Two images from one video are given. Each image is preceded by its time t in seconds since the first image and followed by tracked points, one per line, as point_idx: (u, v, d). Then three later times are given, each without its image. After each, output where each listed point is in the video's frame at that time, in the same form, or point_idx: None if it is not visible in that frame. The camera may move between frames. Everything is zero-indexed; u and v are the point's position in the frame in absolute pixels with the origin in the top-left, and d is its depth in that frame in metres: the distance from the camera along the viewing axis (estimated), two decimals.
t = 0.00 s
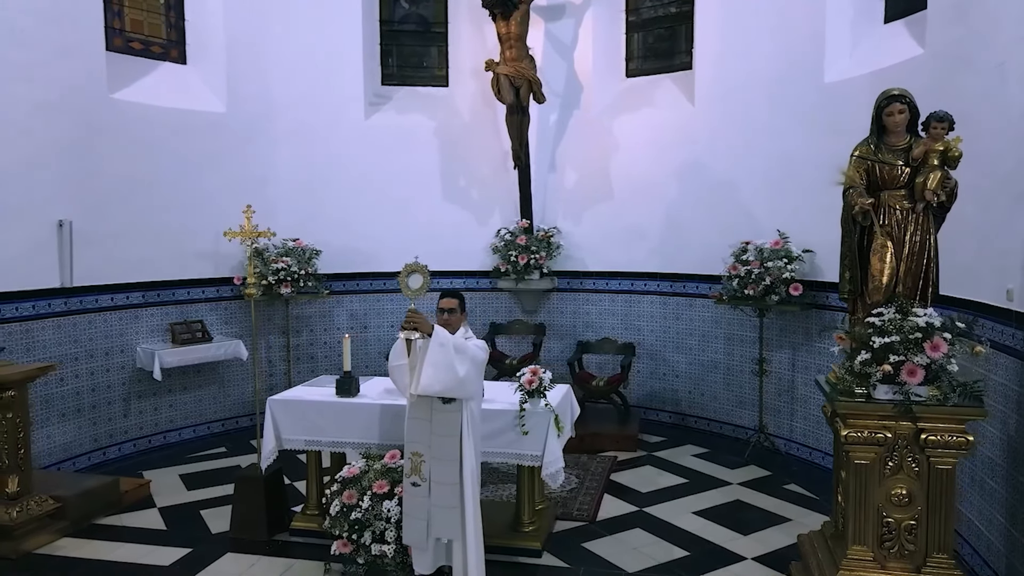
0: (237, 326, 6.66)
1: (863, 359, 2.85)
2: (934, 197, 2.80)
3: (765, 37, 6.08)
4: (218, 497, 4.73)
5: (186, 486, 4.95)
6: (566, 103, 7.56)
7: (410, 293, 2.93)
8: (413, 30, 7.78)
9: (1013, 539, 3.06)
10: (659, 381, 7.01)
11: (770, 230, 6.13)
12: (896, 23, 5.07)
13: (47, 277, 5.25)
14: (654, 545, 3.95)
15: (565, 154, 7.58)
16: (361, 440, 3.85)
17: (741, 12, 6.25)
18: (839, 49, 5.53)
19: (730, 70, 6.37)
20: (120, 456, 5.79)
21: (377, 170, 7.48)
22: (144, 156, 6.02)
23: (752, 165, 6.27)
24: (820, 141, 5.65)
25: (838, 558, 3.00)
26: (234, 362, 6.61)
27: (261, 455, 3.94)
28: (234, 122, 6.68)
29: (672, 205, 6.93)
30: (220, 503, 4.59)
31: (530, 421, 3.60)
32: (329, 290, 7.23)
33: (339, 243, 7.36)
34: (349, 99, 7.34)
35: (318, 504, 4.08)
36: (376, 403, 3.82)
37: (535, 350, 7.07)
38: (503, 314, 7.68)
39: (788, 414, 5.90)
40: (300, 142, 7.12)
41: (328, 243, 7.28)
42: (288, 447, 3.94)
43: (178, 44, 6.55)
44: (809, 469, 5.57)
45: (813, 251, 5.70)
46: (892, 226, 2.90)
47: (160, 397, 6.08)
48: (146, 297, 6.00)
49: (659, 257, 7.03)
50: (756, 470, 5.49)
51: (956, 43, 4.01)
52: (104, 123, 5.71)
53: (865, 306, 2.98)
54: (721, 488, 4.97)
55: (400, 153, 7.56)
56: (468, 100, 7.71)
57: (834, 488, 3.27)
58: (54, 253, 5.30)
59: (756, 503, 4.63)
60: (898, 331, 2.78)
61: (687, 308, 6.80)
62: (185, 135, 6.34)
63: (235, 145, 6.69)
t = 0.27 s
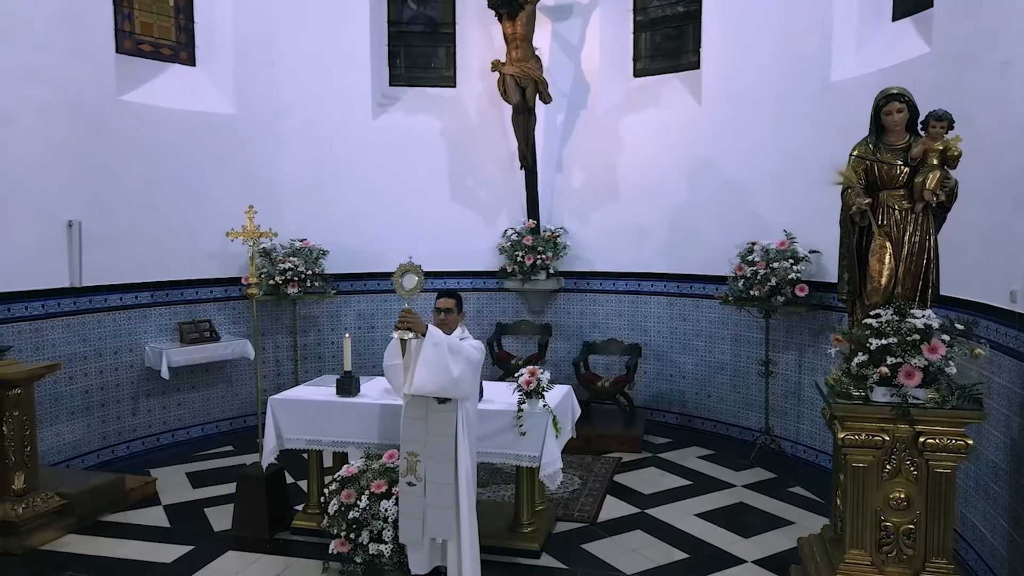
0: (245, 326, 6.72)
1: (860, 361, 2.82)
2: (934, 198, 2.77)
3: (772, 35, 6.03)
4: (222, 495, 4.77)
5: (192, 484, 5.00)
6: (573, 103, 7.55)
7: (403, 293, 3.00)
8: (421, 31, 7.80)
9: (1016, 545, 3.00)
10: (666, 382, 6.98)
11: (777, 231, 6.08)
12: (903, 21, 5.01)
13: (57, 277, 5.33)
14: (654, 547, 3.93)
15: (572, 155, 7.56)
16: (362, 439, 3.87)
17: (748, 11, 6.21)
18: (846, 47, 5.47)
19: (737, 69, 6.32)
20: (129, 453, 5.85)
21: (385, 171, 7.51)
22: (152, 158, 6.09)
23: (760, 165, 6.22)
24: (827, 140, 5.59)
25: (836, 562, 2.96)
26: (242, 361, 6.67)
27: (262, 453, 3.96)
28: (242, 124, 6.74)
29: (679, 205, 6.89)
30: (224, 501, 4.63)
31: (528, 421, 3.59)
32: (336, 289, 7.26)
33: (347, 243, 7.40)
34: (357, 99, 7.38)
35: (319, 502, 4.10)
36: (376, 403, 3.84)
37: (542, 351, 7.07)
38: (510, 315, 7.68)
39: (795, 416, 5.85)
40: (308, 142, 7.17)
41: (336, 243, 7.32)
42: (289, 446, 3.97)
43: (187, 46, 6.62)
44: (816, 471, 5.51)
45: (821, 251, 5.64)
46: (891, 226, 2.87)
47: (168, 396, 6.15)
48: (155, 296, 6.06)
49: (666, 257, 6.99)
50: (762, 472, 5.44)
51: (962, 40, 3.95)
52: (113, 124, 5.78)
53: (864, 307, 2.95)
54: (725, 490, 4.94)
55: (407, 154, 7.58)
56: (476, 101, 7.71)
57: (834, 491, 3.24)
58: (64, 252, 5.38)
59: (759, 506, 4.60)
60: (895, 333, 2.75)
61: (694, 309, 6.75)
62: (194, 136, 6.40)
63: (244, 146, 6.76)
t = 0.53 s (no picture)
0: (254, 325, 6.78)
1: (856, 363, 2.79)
2: (932, 198, 2.73)
3: (780, 34, 5.99)
4: (227, 493, 4.82)
5: (198, 481, 5.06)
6: (581, 103, 7.53)
7: (396, 293, 3.13)
8: (430, 32, 7.83)
9: (1018, 551, 2.95)
10: (673, 383, 6.94)
11: (785, 231, 6.02)
12: (911, 19, 4.94)
13: (68, 276, 5.42)
14: (653, 549, 3.91)
15: (580, 155, 7.54)
16: (361, 439, 3.88)
17: (756, 9, 6.16)
18: (855, 46, 5.42)
19: (745, 68, 6.28)
20: (138, 451, 5.93)
21: (393, 171, 7.54)
22: (162, 159, 6.17)
23: (768, 165, 6.17)
24: (835, 139, 5.54)
25: (832, 566, 2.93)
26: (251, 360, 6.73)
27: (264, 451, 3.99)
28: (251, 125, 6.81)
29: (687, 205, 6.85)
30: (229, 498, 4.67)
31: (525, 422, 3.59)
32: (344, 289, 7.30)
33: (356, 243, 7.44)
34: (365, 100, 7.42)
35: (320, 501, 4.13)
36: (376, 402, 3.86)
37: (548, 351, 7.06)
38: (518, 315, 7.68)
39: (802, 418, 5.79)
40: (317, 143, 7.22)
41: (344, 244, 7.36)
42: (290, 445, 4.00)
43: (197, 48, 6.69)
44: (822, 474, 5.45)
45: (828, 252, 5.58)
46: (888, 227, 2.84)
47: (177, 394, 6.22)
48: (165, 296, 6.14)
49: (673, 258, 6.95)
50: (767, 475, 5.40)
51: (970, 38, 3.90)
52: (124, 125, 5.87)
53: (861, 309, 2.92)
54: (728, 493, 4.90)
55: (415, 155, 7.61)
56: (484, 101, 7.72)
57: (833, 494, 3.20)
58: (74, 252, 5.47)
59: (762, 508, 4.56)
60: (891, 335, 2.71)
61: (701, 310, 6.70)
62: (203, 137, 6.48)
63: (254, 147, 6.83)
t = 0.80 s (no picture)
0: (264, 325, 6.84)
1: (850, 365, 2.76)
2: (931, 197, 2.70)
3: (790, 33, 5.93)
4: (233, 490, 4.87)
5: (205, 479, 5.12)
6: (590, 103, 7.50)
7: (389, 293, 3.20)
8: (440, 33, 7.83)
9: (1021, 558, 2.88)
10: (682, 384, 6.89)
11: (794, 232, 5.96)
12: (921, 16, 4.85)
13: (79, 276, 5.51)
14: (653, 551, 3.89)
15: (589, 155, 7.52)
16: (361, 438, 3.91)
17: (765, 8, 6.10)
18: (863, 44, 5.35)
19: (754, 67, 6.22)
20: (149, 448, 6.02)
21: (402, 172, 7.58)
22: (173, 160, 6.25)
23: (777, 165, 6.10)
24: (845, 139, 5.46)
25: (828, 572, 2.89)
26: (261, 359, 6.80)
27: (266, 450, 4.03)
28: (261, 126, 6.87)
29: (695, 205, 6.80)
30: (234, 496, 4.72)
31: (522, 423, 3.59)
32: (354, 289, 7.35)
33: (366, 243, 7.49)
34: (375, 101, 7.45)
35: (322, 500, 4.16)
36: (375, 402, 3.88)
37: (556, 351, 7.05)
38: (527, 315, 7.68)
39: (811, 421, 5.73)
40: (326, 144, 7.27)
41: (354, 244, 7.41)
42: (292, 444, 4.03)
43: (209, 50, 6.76)
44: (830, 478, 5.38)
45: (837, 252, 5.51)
46: (886, 227, 2.81)
47: (188, 393, 6.30)
48: (176, 295, 6.22)
49: (682, 258, 6.90)
50: (774, 478, 5.34)
51: (979, 35, 3.82)
52: (135, 127, 5.96)
53: (858, 310, 2.89)
54: (732, 496, 4.86)
55: (425, 155, 7.63)
56: (493, 101, 7.72)
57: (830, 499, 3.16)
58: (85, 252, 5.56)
59: (766, 512, 4.52)
60: (887, 337, 2.69)
61: (710, 311, 6.64)
62: (214, 139, 6.55)
63: (265, 148, 6.90)
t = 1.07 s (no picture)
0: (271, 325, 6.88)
1: (846, 367, 2.76)
2: (928, 198, 2.72)
3: (797, 31, 5.87)
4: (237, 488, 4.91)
5: (210, 477, 5.17)
6: (597, 103, 7.49)
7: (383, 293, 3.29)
8: (447, 33, 7.82)
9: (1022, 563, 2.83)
10: (688, 386, 6.86)
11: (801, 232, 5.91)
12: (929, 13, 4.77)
13: (88, 276, 5.58)
14: (652, 553, 3.88)
15: (596, 155, 7.49)
16: (361, 438, 3.92)
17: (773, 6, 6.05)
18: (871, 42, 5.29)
19: (762, 66, 6.16)
20: (157, 446, 6.09)
21: (410, 172, 7.60)
22: (181, 161, 6.31)
23: (784, 164, 6.06)
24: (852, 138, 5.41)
25: None
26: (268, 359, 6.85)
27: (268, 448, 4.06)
28: (269, 127, 6.92)
29: (702, 205, 6.76)
30: (238, 494, 4.76)
31: (520, 423, 3.59)
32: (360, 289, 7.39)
33: (373, 243, 7.52)
34: (382, 102, 7.48)
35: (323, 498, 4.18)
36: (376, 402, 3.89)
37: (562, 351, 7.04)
38: (534, 315, 7.67)
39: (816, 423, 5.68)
40: (334, 145, 7.31)
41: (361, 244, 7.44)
42: (293, 443, 4.06)
43: (217, 52, 6.80)
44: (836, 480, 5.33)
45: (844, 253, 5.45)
46: (883, 228, 2.83)
47: (196, 391, 6.36)
48: (184, 295, 6.28)
49: (689, 258, 6.86)
50: (779, 480, 5.30)
51: (986, 32, 3.77)
52: (144, 129, 6.02)
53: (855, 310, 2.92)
54: (735, 498, 4.83)
55: (432, 155, 7.65)
56: (500, 102, 7.72)
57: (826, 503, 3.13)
58: (94, 252, 5.63)
59: (768, 514, 4.48)
60: (883, 338, 2.69)
61: (717, 312, 6.60)
62: (222, 140, 6.60)
63: (273, 149, 6.95)
